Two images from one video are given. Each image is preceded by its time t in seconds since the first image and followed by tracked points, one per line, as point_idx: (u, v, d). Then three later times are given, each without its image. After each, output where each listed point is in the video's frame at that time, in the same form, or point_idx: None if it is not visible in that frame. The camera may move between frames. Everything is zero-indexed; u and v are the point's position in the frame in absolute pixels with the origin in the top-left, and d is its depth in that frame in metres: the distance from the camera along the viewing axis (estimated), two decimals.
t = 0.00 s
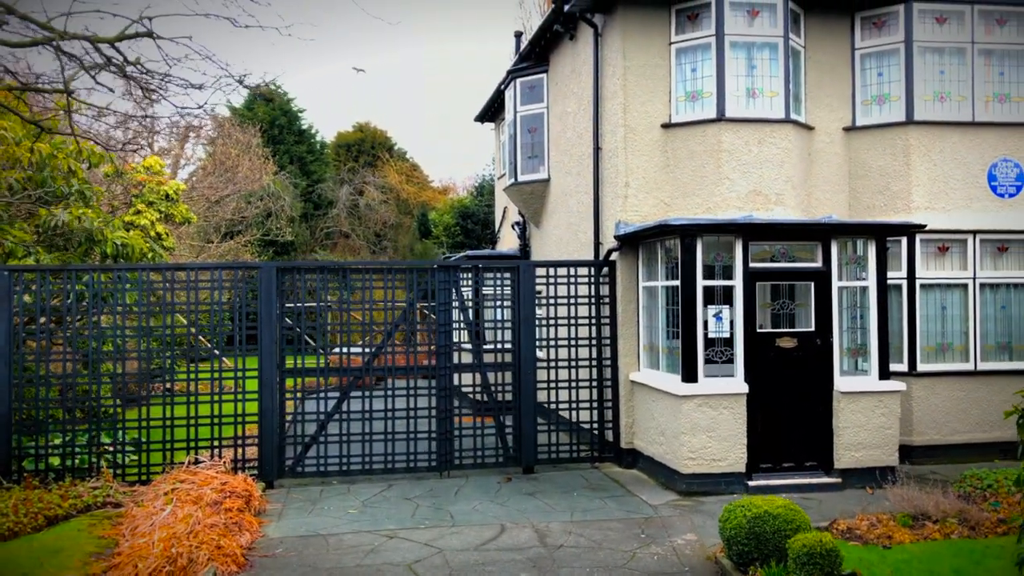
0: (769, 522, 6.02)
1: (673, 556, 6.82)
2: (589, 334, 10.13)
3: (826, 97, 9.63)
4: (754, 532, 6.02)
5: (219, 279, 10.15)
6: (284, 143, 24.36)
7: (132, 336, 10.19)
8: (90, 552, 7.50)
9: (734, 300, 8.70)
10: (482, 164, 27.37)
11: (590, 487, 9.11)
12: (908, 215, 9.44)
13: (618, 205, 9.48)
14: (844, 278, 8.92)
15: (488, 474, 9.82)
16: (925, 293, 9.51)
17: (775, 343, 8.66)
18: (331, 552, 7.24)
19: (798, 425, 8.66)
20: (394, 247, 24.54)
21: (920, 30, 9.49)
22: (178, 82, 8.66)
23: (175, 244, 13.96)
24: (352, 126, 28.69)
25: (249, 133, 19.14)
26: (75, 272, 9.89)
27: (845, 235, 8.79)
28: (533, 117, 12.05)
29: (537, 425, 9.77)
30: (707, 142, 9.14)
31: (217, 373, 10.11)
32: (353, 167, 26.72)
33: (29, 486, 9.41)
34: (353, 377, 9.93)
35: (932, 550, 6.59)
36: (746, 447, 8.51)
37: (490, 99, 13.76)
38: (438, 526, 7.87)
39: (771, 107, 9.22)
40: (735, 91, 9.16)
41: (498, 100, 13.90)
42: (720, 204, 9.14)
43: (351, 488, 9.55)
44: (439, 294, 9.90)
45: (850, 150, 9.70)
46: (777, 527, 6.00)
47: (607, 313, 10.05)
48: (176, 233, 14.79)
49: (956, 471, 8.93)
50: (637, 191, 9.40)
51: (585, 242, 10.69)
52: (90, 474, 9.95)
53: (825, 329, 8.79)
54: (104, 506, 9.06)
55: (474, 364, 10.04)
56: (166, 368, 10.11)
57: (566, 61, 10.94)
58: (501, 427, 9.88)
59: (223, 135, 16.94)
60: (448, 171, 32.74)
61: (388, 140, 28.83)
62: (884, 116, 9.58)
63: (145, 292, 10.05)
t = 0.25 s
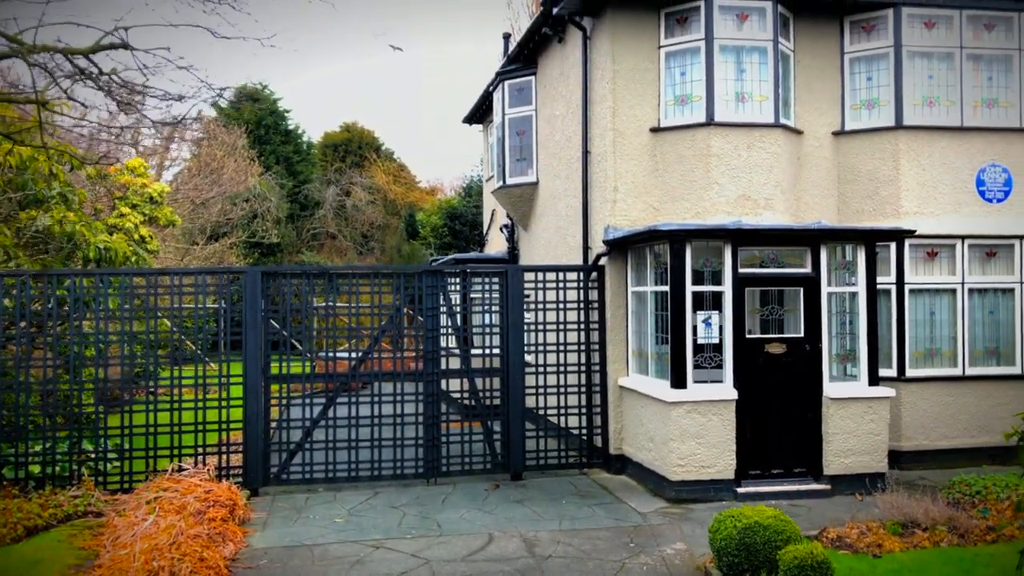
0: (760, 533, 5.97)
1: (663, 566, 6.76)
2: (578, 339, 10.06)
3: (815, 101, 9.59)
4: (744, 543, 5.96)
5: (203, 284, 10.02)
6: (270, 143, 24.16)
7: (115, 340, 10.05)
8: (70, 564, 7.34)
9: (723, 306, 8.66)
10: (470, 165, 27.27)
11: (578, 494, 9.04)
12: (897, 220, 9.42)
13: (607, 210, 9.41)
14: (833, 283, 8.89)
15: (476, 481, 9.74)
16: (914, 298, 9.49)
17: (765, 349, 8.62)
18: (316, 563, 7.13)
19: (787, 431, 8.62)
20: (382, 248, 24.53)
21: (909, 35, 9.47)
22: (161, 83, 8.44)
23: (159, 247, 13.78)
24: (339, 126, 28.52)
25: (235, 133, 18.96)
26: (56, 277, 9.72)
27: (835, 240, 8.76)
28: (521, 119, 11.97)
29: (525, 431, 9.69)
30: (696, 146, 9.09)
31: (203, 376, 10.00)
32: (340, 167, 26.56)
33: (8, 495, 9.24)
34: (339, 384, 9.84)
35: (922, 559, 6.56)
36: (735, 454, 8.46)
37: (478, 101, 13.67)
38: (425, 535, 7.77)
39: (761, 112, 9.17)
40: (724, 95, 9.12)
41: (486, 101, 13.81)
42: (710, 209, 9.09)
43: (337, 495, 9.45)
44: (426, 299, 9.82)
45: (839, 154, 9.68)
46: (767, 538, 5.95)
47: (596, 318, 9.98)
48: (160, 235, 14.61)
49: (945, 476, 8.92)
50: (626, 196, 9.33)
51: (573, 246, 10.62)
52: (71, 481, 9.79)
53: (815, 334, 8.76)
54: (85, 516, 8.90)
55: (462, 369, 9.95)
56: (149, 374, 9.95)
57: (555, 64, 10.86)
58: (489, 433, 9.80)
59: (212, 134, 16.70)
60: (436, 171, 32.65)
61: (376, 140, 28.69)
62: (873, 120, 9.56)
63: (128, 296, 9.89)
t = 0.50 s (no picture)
0: (737, 546, 5.99)
1: None
2: (556, 347, 10.05)
3: (791, 109, 9.65)
4: (720, 556, 5.98)
5: (177, 291, 9.88)
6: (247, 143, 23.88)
7: (86, 347, 9.86)
8: None
9: (700, 314, 8.69)
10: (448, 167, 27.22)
11: (556, 502, 9.02)
12: (871, 228, 9.50)
13: (585, 217, 9.41)
14: (808, 291, 8.95)
15: (453, 490, 9.70)
16: (888, 305, 9.58)
17: (740, 357, 8.66)
18: None
19: (763, 438, 8.67)
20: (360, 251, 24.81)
21: (884, 44, 9.55)
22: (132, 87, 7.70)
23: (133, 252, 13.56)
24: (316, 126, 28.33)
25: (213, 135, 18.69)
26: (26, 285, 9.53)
27: (810, 249, 8.81)
28: (499, 124, 11.94)
29: (502, 439, 9.68)
30: (673, 154, 9.11)
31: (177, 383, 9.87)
32: (316, 169, 26.36)
33: None
34: (314, 393, 9.78)
35: (896, 568, 6.61)
36: (711, 461, 8.49)
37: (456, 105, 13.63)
38: (401, 546, 7.72)
39: (737, 120, 9.21)
40: (701, 104, 9.15)
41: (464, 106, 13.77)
42: (686, 217, 9.11)
43: (313, 505, 9.37)
44: (403, 307, 9.78)
45: (814, 162, 9.75)
46: (744, 551, 5.96)
47: (574, 325, 9.98)
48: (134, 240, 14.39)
49: (918, 483, 9.01)
50: (603, 203, 9.33)
51: (551, 252, 10.60)
52: (40, 492, 9.60)
53: (790, 342, 8.82)
54: (56, 528, 8.73)
55: (439, 377, 9.92)
56: (122, 383, 9.79)
57: (533, 70, 10.84)
58: (467, 441, 9.78)
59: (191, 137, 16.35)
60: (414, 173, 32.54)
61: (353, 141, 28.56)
62: (848, 129, 9.63)
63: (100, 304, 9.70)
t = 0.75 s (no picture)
0: (705, 557, 5.99)
1: None
2: (527, 353, 10.02)
3: (760, 116, 9.70)
4: (689, 567, 5.98)
5: (141, 298, 9.70)
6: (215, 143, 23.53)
7: (45, 353, 9.63)
8: None
9: (670, 322, 8.70)
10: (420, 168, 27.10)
11: (527, 509, 8.98)
12: (839, 235, 9.57)
13: (555, 223, 9.37)
14: (777, 298, 9.00)
15: (422, 498, 9.65)
16: (856, 311, 9.66)
17: (710, 364, 8.67)
18: None
19: (732, 445, 8.69)
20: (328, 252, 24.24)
21: (852, 52, 9.62)
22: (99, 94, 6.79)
23: (95, 256, 13.29)
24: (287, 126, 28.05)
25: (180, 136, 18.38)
26: None
27: (779, 256, 8.86)
28: (470, 128, 11.89)
29: (472, 447, 9.62)
30: (643, 160, 9.11)
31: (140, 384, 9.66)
32: (285, 170, 26.07)
33: None
34: (280, 401, 9.66)
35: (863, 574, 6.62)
36: (681, 468, 8.50)
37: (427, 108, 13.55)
38: (369, 558, 7.62)
39: (707, 127, 9.23)
40: (671, 110, 9.15)
41: (435, 109, 13.69)
42: (656, 223, 9.11)
43: (280, 515, 9.26)
44: (372, 314, 9.70)
45: (783, 169, 9.81)
46: (712, 562, 5.96)
47: (544, 331, 9.94)
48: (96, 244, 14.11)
49: (884, 488, 9.08)
50: (574, 209, 9.30)
51: (522, 258, 10.55)
52: None
53: (758, 348, 8.85)
54: (14, 541, 8.52)
55: (409, 385, 9.85)
56: (84, 392, 9.58)
57: (504, 74, 10.80)
58: (436, 449, 9.71)
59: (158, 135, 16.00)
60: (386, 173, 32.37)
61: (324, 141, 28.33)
62: (816, 136, 9.70)
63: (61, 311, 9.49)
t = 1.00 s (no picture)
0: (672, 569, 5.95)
1: None
2: (496, 359, 9.95)
3: (729, 122, 9.72)
4: None
5: (102, 304, 9.47)
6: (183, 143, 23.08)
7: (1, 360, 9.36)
8: None
9: (640, 328, 8.67)
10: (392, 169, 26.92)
11: (497, 517, 8.90)
12: (807, 240, 9.61)
13: (526, 229, 9.30)
14: (746, 304, 9.01)
15: (390, 506, 9.56)
16: (824, 317, 9.71)
17: (679, 370, 8.66)
18: None
19: (702, 451, 8.68)
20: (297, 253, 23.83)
21: (820, 59, 9.66)
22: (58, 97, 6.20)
23: (56, 261, 12.97)
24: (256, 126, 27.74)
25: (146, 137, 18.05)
26: None
27: (748, 263, 8.87)
28: (440, 131, 11.81)
29: (441, 454, 9.55)
30: (613, 165, 9.07)
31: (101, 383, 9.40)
32: (255, 171, 25.72)
33: None
34: (245, 409, 9.50)
35: None
36: (651, 475, 8.47)
37: (397, 111, 13.45)
38: (335, 570, 7.49)
39: (677, 133, 9.22)
40: (641, 116, 9.13)
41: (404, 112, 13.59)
42: (626, 229, 9.08)
43: (245, 525, 9.11)
44: (340, 320, 9.58)
45: (752, 174, 9.84)
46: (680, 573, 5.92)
47: (514, 337, 9.87)
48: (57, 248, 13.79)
49: (852, 492, 9.13)
50: (544, 215, 9.23)
51: (492, 263, 10.47)
52: None
53: (727, 354, 8.86)
54: None
55: (377, 392, 9.78)
56: (42, 400, 9.33)
57: (474, 78, 10.74)
58: (405, 456, 9.62)
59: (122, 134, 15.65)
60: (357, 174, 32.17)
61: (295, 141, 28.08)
62: (785, 142, 9.73)
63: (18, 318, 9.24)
